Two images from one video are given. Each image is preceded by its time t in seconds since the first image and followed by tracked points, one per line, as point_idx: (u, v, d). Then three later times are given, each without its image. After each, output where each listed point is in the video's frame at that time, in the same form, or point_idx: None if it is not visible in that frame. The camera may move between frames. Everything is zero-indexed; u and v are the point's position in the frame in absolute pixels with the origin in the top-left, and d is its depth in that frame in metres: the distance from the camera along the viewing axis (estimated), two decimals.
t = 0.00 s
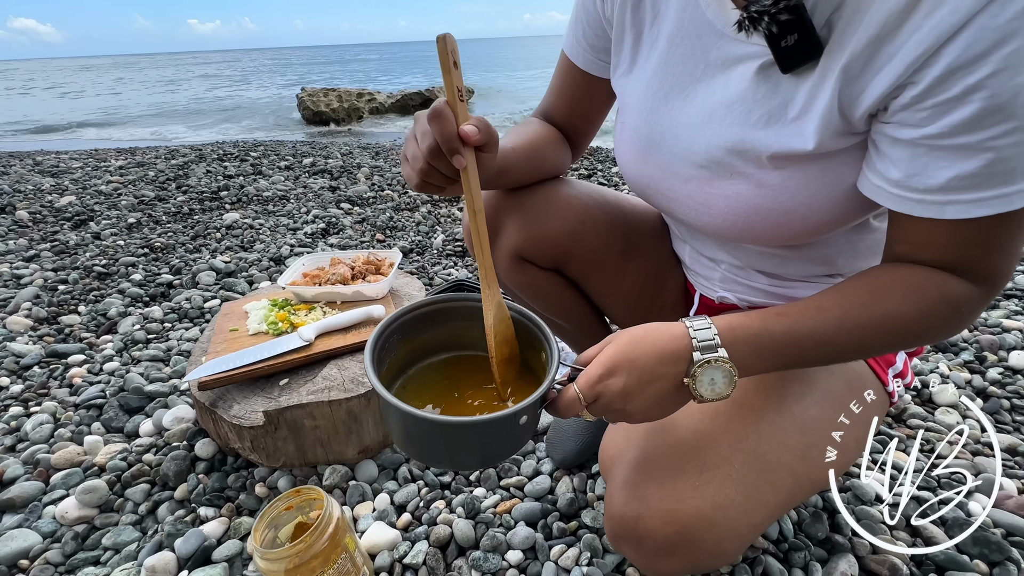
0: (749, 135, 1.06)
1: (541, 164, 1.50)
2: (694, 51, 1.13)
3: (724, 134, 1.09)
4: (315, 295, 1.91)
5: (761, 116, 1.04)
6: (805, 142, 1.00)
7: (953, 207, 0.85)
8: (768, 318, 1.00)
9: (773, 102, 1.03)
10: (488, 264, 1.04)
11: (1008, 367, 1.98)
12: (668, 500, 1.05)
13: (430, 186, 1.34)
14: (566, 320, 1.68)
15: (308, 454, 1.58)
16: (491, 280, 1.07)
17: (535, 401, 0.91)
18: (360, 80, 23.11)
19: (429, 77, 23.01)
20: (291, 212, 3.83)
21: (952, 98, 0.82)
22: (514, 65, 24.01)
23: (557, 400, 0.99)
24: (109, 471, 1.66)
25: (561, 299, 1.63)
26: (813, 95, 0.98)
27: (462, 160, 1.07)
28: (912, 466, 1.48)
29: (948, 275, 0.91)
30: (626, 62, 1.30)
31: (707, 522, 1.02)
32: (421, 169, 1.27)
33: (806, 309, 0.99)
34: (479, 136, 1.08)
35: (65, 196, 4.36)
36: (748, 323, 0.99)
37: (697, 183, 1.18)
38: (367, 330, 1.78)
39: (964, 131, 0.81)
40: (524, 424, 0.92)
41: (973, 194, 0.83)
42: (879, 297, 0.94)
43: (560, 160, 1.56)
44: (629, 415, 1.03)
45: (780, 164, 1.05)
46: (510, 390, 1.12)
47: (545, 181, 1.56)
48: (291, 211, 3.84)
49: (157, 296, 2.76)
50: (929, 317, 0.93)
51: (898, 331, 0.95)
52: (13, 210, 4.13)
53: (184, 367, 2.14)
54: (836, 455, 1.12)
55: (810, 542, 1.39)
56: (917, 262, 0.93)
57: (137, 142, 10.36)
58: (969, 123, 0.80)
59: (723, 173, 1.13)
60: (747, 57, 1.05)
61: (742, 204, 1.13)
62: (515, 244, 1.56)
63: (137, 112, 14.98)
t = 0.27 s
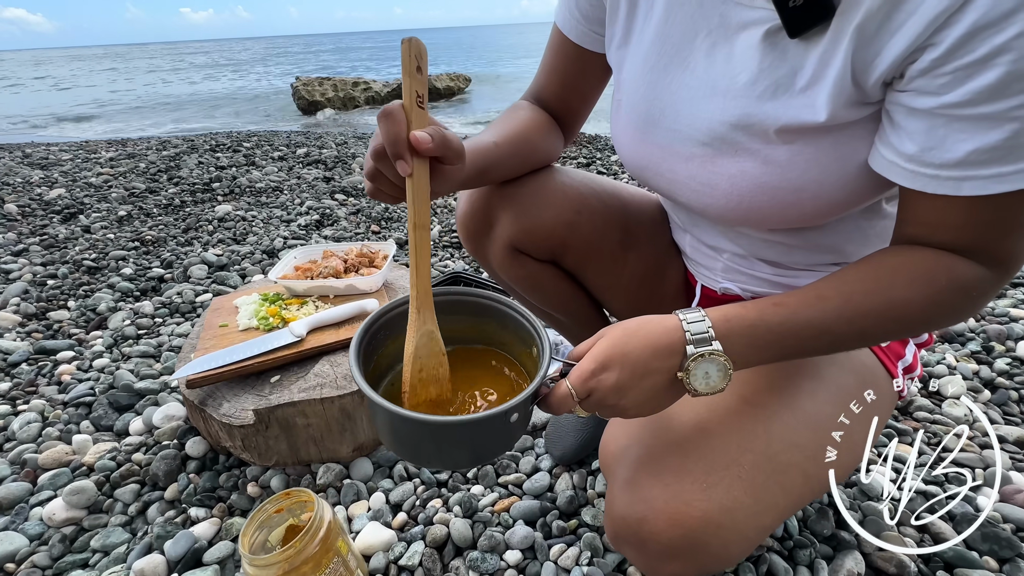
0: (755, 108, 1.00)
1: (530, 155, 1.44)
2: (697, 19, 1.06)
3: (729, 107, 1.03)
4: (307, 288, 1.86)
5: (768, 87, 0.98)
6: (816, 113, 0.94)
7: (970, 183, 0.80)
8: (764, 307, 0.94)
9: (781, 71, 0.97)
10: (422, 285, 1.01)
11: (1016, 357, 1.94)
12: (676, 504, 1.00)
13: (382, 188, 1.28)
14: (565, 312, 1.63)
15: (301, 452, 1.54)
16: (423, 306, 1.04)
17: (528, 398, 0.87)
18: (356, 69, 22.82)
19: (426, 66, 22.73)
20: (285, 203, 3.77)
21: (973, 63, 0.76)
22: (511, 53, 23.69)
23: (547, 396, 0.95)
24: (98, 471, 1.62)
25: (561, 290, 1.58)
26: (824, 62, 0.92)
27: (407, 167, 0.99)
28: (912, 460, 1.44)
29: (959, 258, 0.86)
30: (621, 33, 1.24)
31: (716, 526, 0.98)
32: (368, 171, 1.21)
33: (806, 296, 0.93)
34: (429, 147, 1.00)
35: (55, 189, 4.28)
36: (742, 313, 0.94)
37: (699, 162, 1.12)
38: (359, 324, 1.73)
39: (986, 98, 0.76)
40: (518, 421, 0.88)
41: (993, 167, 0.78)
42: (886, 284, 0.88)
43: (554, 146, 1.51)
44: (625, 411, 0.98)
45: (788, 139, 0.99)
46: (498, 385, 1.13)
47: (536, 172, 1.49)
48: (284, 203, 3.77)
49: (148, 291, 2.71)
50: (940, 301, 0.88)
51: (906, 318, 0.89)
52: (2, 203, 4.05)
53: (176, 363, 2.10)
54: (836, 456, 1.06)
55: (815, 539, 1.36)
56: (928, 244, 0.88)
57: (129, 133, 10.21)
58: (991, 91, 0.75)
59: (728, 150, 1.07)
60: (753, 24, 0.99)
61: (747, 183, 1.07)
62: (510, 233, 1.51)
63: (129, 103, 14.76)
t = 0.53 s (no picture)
0: (762, 94, 0.95)
1: (525, 145, 1.40)
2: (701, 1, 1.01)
3: (735, 94, 0.98)
4: (302, 284, 1.81)
5: (776, 72, 0.94)
6: (828, 98, 0.90)
7: (992, 170, 0.75)
8: (770, 308, 0.90)
9: (790, 54, 0.92)
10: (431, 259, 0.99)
11: None
12: (689, 513, 0.96)
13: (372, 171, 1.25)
14: (566, 310, 1.59)
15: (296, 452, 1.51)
16: (436, 280, 1.02)
17: (529, 413, 0.83)
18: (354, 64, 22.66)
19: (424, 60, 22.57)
20: (282, 198, 3.72)
21: (997, 40, 0.72)
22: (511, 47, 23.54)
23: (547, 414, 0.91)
24: (88, 471, 1.59)
25: (563, 289, 1.54)
26: (837, 43, 0.88)
27: (399, 145, 0.98)
28: (912, 459, 1.42)
29: (977, 251, 0.81)
30: (620, 20, 1.19)
31: (732, 537, 0.93)
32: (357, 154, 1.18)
33: (814, 295, 0.89)
34: (415, 118, 0.97)
35: (49, 184, 4.23)
36: (745, 314, 0.90)
37: (704, 153, 1.08)
38: (355, 321, 1.69)
39: (1010, 78, 0.72)
40: (519, 439, 0.84)
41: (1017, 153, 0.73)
42: (899, 281, 0.84)
43: (553, 138, 1.47)
44: (632, 424, 0.93)
45: (798, 127, 0.95)
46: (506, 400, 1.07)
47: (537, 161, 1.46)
48: (281, 198, 3.72)
49: (142, 287, 2.67)
50: (959, 297, 0.83)
51: (923, 316, 0.85)
52: None
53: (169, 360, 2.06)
54: (836, 456, 1.01)
55: (823, 540, 1.32)
56: (947, 238, 0.83)
57: (126, 128, 10.13)
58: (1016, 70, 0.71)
59: (734, 140, 1.02)
60: (759, 5, 0.94)
61: (755, 173, 1.02)
62: (509, 231, 1.46)
63: (126, 98, 14.64)
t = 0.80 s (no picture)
0: (764, 104, 0.95)
1: (539, 148, 1.40)
2: (703, 9, 1.01)
3: (736, 102, 0.98)
4: (302, 286, 1.81)
5: (778, 83, 0.93)
6: (830, 109, 0.89)
7: (990, 183, 0.75)
8: (770, 316, 0.89)
9: (792, 64, 0.92)
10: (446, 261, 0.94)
11: None
12: (683, 502, 0.95)
13: (405, 150, 1.22)
14: (568, 312, 1.58)
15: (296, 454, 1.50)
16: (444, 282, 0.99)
17: (528, 424, 0.82)
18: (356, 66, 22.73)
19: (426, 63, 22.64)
20: (282, 199, 3.72)
21: (997, 52, 0.71)
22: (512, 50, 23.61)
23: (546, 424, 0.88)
24: (86, 473, 1.58)
25: (564, 290, 1.53)
26: (839, 54, 0.87)
27: (445, 131, 0.94)
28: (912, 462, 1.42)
29: (977, 262, 0.80)
30: (622, 26, 1.19)
31: (725, 526, 0.93)
32: (398, 131, 1.15)
33: (815, 305, 0.88)
34: (468, 110, 0.96)
35: (50, 184, 4.23)
36: (744, 323, 0.89)
37: (706, 160, 1.07)
38: (355, 323, 1.69)
39: (1009, 91, 0.71)
40: (518, 451, 0.83)
41: (1015, 167, 0.73)
42: (899, 292, 0.83)
43: (559, 139, 1.46)
44: (633, 435, 0.92)
45: (800, 136, 0.94)
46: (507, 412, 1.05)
47: (541, 166, 1.45)
48: (282, 199, 3.72)
49: (142, 288, 2.66)
50: (960, 307, 0.82)
51: (923, 325, 0.84)
52: None
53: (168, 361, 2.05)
54: (836, 456, 1.00)
55: (825, 546, 1.31)
56: (948, 248, 0.82)
57: (128, 130, 10.15)
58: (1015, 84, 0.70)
59: (736, 148, 1.02)
60: (762, 14, 0.94)
61: (757, 182, 1.02)
62: (511, 233, 1.46)
63: (127, 99, 14.67)
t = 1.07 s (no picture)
0: (748, 117, 1.00)
1: (527, 160, 1.43)
2: (692, 28, 1.06)
3: (723, 114, 1.03)
4: (303, 291, 1.85)
5: (762, 97, 0.98)
6: (811, 123, 0.94)
7: (953, 194, 0.79)
8: (748, 319, 0.93)
9: (775, 80, 0.97)
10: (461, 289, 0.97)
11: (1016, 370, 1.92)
12: (670, 506, 0.98)
13: (409, 181, 1.26)
14: (562, 319, 1.62)
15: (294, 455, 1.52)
16: (462, 302, 1.00)
17: (518, 425, 0.85)
18: (360, 78, 23.03)
19: (429, 76, 22.95)
20: (285, 207, 3.78)
21: (958, 70, 0.76)
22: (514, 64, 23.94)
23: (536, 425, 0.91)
24: (86, 473, 1.60)
25: (558, 298, 1.57)
26: (819, 71, 0.92)
27: (442, 157, 0.97)
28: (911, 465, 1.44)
29: (939, 271, 0.84)
30: (616, 40, 1.24)
31: (711, 529, 0.95)
32: (398, 164, 1.20)
33: (787, 309, 0.91)
34: (462, 135, 0.99)
35: (57, 191, 4.29)
36: (722, 327, 0.93)
37: (695, 171, 1.12)
38: (354, 328, 1.72)
39: (969, 108, 0.75)
40: (507, 451, 0.86)
41: (976, 179, 0.77)
42: (867, 300, 0.87)
43: (553, 152, 1.51)
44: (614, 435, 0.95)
45: (783, 148, 0.99)
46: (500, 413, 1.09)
47: (536, 178, 1.50)
48: (284, 207, 3.78)
49: (145, 292, 2.70)
50: (923, 315, 0.86)
51: (887, 330, 0.88)
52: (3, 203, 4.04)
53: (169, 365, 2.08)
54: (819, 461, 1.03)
55: (813, 551, 1.33)
56: (913, 256, 0.86)
57: (133, 138, 10.27)
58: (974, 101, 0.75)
59: (724, 159, 1.06)
60: (748, 33, 0.99)
61: (742, 191, 1.06)
62: (507, 242, 1.50)
63: (134, 108, 14.85)
